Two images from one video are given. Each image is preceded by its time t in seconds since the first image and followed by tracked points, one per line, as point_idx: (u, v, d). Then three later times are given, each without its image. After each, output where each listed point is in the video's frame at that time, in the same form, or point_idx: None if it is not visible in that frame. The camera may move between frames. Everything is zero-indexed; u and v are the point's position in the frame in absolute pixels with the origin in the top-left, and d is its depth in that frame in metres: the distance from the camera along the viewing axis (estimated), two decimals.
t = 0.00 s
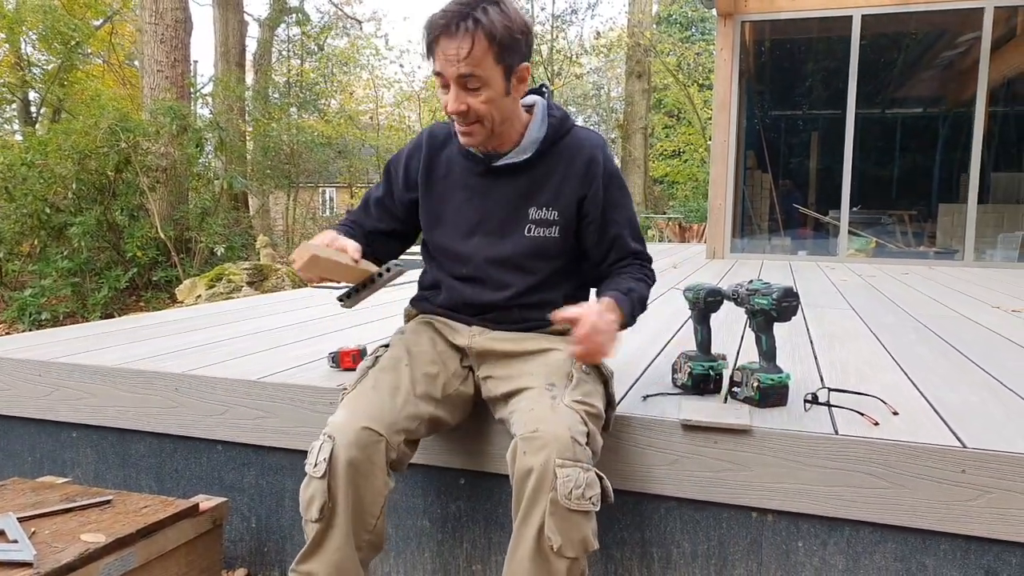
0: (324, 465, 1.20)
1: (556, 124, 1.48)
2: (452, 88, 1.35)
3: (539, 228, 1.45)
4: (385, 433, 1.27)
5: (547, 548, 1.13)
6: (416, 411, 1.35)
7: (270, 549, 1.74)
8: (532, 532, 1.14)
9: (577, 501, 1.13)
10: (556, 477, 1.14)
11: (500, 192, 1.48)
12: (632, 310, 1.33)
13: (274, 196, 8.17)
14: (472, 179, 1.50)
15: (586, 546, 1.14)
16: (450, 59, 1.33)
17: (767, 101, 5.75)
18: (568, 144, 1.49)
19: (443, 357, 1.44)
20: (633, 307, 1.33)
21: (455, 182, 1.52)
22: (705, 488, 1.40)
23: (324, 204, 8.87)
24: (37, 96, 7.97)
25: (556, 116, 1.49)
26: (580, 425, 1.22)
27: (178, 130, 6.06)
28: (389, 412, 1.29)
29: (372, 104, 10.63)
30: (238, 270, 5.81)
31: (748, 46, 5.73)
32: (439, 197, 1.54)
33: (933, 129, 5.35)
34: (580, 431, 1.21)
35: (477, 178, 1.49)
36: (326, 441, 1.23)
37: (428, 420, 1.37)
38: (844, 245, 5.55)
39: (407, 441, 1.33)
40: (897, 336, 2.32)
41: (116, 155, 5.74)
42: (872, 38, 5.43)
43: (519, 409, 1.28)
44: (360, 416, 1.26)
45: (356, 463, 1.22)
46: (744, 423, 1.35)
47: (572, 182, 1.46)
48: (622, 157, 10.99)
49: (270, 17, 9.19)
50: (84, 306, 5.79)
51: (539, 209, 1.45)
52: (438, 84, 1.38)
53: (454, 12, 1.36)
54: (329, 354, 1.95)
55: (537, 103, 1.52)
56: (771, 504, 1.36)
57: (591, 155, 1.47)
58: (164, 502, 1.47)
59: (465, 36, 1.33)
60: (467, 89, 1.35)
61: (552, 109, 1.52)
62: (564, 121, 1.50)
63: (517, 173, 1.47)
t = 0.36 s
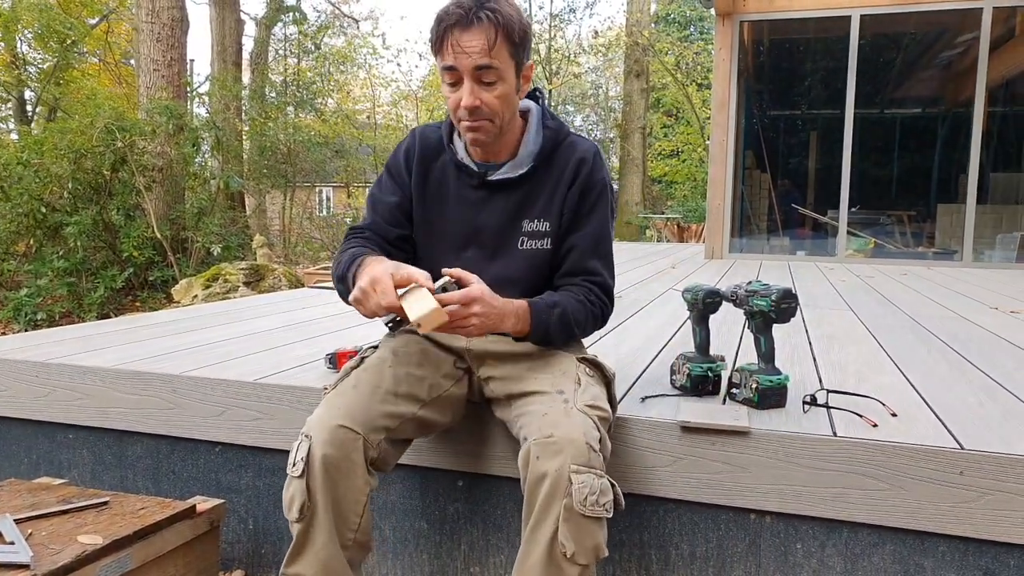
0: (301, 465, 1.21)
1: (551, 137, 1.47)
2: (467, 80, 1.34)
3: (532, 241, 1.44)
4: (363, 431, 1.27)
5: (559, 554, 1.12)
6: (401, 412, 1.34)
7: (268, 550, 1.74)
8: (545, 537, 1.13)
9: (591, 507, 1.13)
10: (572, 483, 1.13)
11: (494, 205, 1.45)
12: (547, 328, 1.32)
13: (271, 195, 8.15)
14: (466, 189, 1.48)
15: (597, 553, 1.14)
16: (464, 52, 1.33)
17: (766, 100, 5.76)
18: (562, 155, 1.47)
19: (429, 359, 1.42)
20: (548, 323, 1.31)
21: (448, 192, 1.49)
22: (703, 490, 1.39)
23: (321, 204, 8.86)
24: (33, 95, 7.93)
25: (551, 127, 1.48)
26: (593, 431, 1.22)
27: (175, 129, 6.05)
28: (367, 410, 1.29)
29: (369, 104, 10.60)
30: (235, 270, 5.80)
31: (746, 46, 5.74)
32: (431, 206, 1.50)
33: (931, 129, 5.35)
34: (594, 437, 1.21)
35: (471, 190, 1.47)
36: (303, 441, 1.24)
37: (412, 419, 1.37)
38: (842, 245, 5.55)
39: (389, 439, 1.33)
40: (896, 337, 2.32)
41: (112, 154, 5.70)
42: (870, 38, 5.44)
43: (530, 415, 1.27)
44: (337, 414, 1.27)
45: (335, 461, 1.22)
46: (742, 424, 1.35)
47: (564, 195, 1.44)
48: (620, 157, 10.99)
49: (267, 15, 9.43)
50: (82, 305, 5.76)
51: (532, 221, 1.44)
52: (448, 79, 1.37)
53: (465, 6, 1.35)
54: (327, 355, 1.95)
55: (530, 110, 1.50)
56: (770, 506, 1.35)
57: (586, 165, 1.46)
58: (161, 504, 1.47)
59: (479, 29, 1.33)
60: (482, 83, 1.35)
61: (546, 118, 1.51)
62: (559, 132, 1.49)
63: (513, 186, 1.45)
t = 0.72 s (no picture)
0: (299, 463, 1.21)
1: (540, 152, 1.45)
2: (459, 101, 1.32)
3: (525, 260, 1.44)
4: (360, 430, 1.27)
5: (558, 549, 1.13)
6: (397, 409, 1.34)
7: (268, 548, 1.74)
8: (543, 532, 1.14)
9: (587, 503, 1.13)
10: (568, 478, 1.13)
11: (485, 225, 1.45)
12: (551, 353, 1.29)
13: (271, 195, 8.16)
14: (456, 209, 1.46)
15: (597, 548, 1.14)
16: (455, 71, 1.29)
17: (766, 100, 5.76)
18: (553, 170, 1.46)
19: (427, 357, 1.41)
20: (552, 346, 1.29)
21: (438, 211, 1.48)
22: (703, 488, 1.40)
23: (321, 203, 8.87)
24: (33, 94, 7.94)
25: (540, 141, 1.46)
26: (590, 426, 1.22)
27: (175, 129, 6.06)
28: (365, 408, 1.30)
29: (369, 103, 10.60)
30: (236, 268, 5.80)
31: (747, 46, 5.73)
32: (420, 226, 1.49)
33: (931, 130, 5.36)
34: (591, 432, 1.21)
35: (460, 212, 1.47)
36: (301, 439, 1.24)
37: (411, 417, 1.36)
38: (842, 245, 5.56)
39: (388, 437, 1.34)
40: (895, 336, 2.33)
41: (113, 153, 5.70)
42: (871, 37, 5.44)
43: (526, 411, 1.27)
44: (334, 413, 1.27)
45: (332, 460, 1.22)
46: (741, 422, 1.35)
47: (554, 213, 1.44)
48: (619, 157, 11.01)
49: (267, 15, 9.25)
50: (82, 304, 5.77)
51: (524, 240, 1.44)
52: (436, 98, 1.33)
53: (452, 20, 1.31)
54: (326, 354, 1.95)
55: (519, 123, 1.48)
56: (770, 504, 1.36)
57: (578, 179, 1.44)
58: (162, 500, 1.47)
59: (470, 47, 1.29)
60: (474, 103, 1.32)
61: (535, 130, 1.48)
62: (548, 147, 1.47)
63: (503, 207, 1.45)
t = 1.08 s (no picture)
0: (295, 460, 1.20)
1: (536, 171, 1.41)
2: (464, 106, 1.26)
3: (520, 277, 1.42)
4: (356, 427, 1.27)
5: (558, 548, 1.13)
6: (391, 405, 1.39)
7: (268, 545, 1.75)
8: (545, 529, 1.14)
9: (588, 501, 1.13)
10: (568, 477, 1.13)
11: (482, 247, 1.41)
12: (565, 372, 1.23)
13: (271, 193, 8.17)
14: (451, 233, 1.42)
15: (598, 546, 1.14)
16: (460, 74, 1.25)
17: (766, 98, 5.76)
18: (548, 186, 1.41)
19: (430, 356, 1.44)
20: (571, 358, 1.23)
21: (433, 235, 1.44)
22: (703, 484, 1.40)
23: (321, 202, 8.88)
24: (33, 93, 7.95)
25: (534, 159, 1.42)
26: (591, 426, 1.22)
27: (175, 128, 6.06)
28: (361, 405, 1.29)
29: (369, 102, 10.59)
30: (236, 267, 5.80)
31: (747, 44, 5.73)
32: (415, 253, 1.45)
33: (932, 128, 5.36)
34: (591, 430, 1.21)
35: (456, 235, 1.42)
36: (297, 436, 1.24)
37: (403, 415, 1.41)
38: (842, 244, 5.56)
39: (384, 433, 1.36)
40: (894, 333, 2.33)
41: (113, 152, 5.68)
42: (872, 35, 5.43)
43: (526, 407, 1.26)
44: (329, 409, 1.25)
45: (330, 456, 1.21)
46: (742, 420, 1.35)
47: (549, 231, 1.40)
48: (619, 156, 11.02)
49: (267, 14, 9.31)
50: (83, 303, 5.78)
51: (520, 257, 1.42)
52: (438, 105, 1.28)
53: (454, 25, 1.28)
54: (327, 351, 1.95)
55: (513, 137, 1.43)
56: (771, 502, 1.36)
57: (573, 194, 1.40)
58: (163, 497, 1.47)
59: (475, 50, 1.26)
60: (479, 109, 1.27)
61: (528, 146, 1.43)
62: (543, 163, 1.42)
63: (498, 229, 1.40)
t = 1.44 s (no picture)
0: (287, 461, 1.21)
1: (541, 184, 1.38)
2: (476, 122, 1.22)
3: (523, 293, 1.42)
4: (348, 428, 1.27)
5: (560, 548, 1.13)
6: (385, 407, 1.40)
7: (269, 541, 1.75)
8: (545, 531, 1.14)
9: (591, 501, 1.13)
10: (571, 477, 1.14)
11: (483, 263, 1.40)
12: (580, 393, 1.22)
13: (272, 191, 8.18)
14: (452, 248, 1.40)
15: (600, 546, 1.15)
16: (475, 87, 1.21)
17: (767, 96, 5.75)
18: (554, 201, 1.39)
19: (422, 364, 1.47)
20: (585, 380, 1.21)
21: (432, 249, 1.42)
22: (704, 481, 1.40)
23: (321, 200, 8.88)
24: (34, 91, 7.95)
25: (539, 172, 1.39)
26: (594, 426, 1.22)
27: (176, 125, 6.06)
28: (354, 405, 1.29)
29: (369, 100, 10.61)
30: (236, 265, 5.80)
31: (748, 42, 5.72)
32: (412, 266, 1.43)
33: (933, 126, 5.36)
34: (594, 430, 1.21)
35: (457, 250, 1.40)
36: (288, 436, 1.24)
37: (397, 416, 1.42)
38: (842, 242, 5.56)
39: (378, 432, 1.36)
40: (895, 331, 2.33)
41: (113, 150, 5.67)
42: (872, 33, 5.43)
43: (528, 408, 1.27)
44: (319, 410, 1.25)
45: (322, 457, 1.21)
46: (742, 417, 1.35)
47: (555, 247, 1.39)
48: (619, 154, 11.02)
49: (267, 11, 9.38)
50: (83, 301, 5.78)
51: (524, 273, 1.41)
52: (449, 119, 1.23)
53: (468, 35, 1.24)
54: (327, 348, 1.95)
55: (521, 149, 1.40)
56: (771, 498, 1.36)
57: (580, 210, 1.38)
58: (164, 493, 1.47)
59: (490, 63, 1.22)
60: (493, 124, 1.23)
61: (534, 159, 1.40)
62: (548, 175, 1.39)
63: (502, 245, 1.39)
